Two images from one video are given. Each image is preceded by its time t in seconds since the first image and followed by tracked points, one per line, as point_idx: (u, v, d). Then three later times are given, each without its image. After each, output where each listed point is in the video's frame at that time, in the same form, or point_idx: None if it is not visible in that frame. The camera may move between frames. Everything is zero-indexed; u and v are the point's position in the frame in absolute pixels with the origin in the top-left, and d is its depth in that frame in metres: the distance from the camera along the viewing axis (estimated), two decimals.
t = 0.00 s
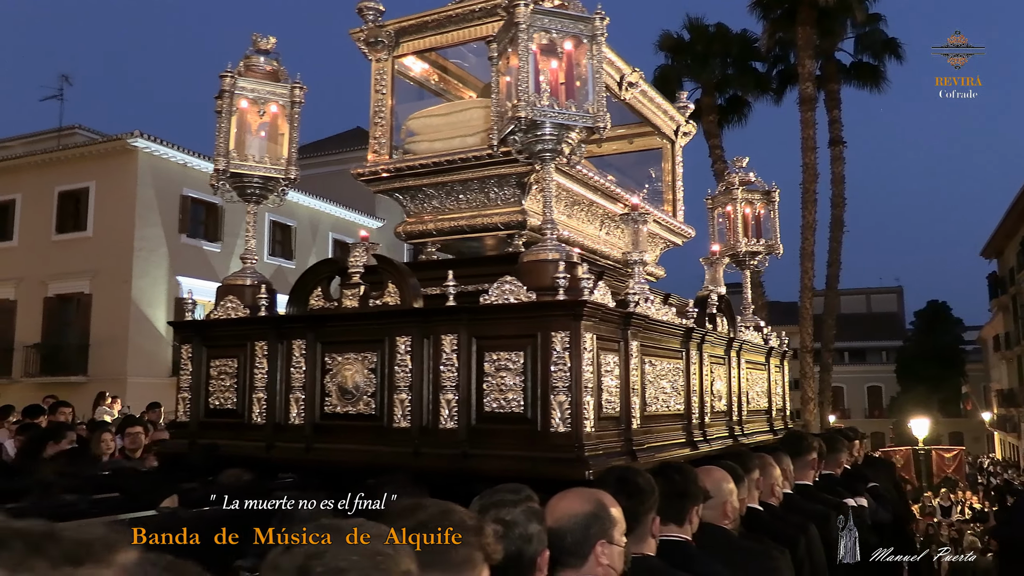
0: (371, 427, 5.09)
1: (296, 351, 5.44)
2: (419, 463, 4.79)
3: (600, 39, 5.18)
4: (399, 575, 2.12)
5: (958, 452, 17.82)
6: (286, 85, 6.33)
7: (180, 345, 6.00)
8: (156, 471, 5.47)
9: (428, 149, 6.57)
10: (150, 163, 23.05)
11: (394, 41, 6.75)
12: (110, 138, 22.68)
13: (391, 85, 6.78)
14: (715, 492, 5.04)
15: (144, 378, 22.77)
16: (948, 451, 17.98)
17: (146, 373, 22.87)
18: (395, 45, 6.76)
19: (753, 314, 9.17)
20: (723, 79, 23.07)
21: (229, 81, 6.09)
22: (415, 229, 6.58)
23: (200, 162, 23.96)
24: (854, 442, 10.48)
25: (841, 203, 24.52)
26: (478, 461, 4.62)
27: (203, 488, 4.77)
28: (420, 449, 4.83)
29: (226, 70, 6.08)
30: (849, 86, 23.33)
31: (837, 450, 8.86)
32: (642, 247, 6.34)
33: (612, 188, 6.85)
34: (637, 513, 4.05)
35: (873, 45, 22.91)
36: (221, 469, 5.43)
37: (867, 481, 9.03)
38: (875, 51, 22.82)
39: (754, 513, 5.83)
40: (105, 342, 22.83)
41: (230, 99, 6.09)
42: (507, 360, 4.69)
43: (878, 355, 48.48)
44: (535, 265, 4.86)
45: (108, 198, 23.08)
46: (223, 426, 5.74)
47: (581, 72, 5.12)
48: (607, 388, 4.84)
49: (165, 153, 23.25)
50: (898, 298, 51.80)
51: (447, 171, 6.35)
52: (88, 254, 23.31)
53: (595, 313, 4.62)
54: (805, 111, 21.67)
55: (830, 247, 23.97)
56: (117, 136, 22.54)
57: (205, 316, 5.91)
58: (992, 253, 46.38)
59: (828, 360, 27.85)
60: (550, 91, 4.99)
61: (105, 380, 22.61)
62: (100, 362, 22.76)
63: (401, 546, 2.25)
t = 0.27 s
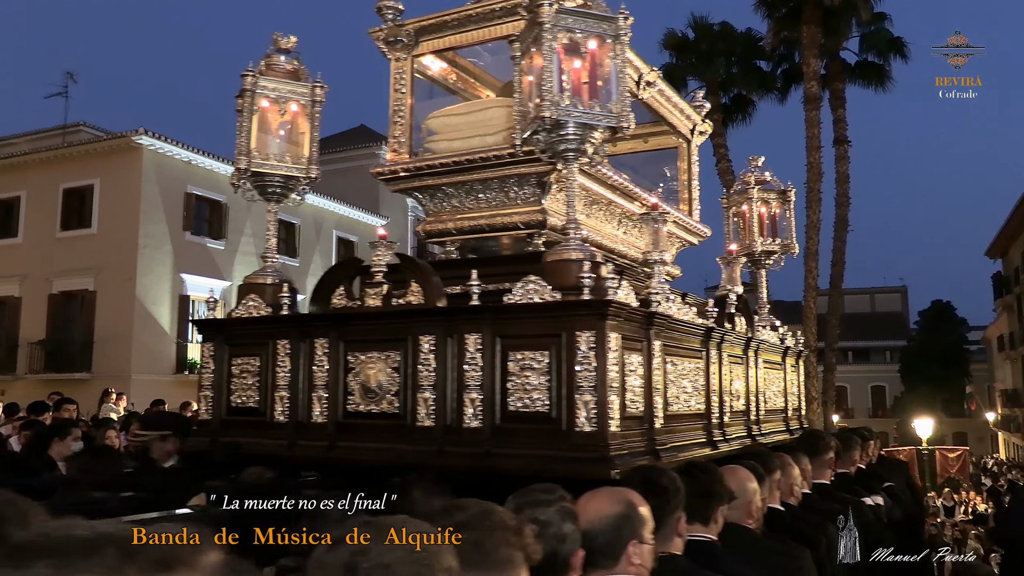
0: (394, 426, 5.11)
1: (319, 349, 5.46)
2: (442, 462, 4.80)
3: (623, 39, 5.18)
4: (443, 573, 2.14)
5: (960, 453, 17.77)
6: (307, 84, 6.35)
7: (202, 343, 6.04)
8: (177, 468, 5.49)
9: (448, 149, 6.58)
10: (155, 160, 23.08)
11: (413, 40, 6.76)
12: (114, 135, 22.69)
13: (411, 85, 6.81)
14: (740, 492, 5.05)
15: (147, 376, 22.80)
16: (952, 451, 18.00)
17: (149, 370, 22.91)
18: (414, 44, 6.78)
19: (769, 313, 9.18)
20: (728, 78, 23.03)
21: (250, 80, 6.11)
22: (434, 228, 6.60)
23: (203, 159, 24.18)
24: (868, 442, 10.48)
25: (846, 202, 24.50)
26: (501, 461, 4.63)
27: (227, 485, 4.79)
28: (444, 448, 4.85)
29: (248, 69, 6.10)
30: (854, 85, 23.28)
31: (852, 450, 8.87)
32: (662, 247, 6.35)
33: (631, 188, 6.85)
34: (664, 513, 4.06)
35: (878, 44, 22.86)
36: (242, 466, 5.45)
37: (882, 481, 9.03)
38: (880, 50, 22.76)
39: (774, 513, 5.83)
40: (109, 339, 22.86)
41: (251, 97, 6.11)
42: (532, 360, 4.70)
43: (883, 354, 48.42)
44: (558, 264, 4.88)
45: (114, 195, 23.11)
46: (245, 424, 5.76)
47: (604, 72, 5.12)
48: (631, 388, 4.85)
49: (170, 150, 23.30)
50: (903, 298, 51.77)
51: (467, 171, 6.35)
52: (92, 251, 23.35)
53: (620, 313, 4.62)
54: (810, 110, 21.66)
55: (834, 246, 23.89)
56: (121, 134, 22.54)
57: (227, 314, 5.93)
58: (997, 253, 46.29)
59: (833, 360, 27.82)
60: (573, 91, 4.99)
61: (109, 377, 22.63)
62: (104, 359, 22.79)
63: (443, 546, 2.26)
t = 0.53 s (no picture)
0: (418, 425, 5.12)
1: (342, 349, 5.46)
2: (467, 462, 4.79)
3: (649, 40, 5.18)
4: (492, 569, 2.15)
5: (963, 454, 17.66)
6: (328, 83, 6.35)
7: (223, 342, 6.05)
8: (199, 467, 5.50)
9: (469, 148, 6.57)
10: (158, 159, 23.10)
11: (434, 39, 6.77)
12: (118, 133, 22.71)
13: (431, 84, 6.82)
14: (764, 492, 5.04)
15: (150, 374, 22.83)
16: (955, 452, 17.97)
17: (153, 368, 22.93)
18: (435, 43, 6.78)
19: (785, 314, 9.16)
20: (731, 77, 22.95)
21: (273, 79, 6.12)
22: (454, 227, 6.60)
23: (206, 158, 24.25)
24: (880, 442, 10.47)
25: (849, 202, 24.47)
26: (527, 461, 4.62)
27: (252, 484, 4.78)
28: (468, 448, 4.85)
29: (270, 68, 6.11)
30: (858, 85, 23.23)
31: (867, 450, 8.85)
32: (683, 247, 6.35)
33: (650, 188, 6.83)
34: (692, 515, 4.05)
35: (882, 44, 22.79)
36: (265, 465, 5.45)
37: (897, 481, 9.02)
38: (884, 50, 22.72)
39: (795, 514, 5.82)
40: (112, 337, 22.90)
41: (273, 96, 6.12)
42: (558, 361, 4.70)
43: (885, 355, 48.35)
44: (584, 265, 4.87)
45: (118, 193, 23.12)
46: (267, 423, 5.77)
47: (630, 73, 5.11)
48: (657, 389, 4.85)
49: (174, 148, 23.34)
50: (906, 298, 51.74)
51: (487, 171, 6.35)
52: (96, 249, 23.37)
53: (647, 314, 4.62)
54: (813, 110, 21.62)
55: (837, 247, 23.88)
56: (125, 132, 22.56)
57: (248, 313, 5.94)
58: (1000, 253, 46.18)
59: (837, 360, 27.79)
60: (599, 92, 4.99)
61: (113, 375, 22.66)
62: (106, 357, 22.83)
63: (489, 538, 2.27)
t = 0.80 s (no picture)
0: (439, 426, 5.11)
1: (363, 349, 5.46)
2: (490, 463, 4.79)
3: (672, 41, 5.18)
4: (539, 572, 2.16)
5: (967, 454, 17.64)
6: (346, 83, 6.35)
7: (242, 342, 6.05)
8: (218, 468, 5.50)
9: (487, 148, 6.56)
10: (162, 159, 23.13)
11: (451, 40, 6.77)
12: (122, 133, 22.73)
13: (448, 84, 6.81)
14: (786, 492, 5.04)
15: (154, 374, 22.84)
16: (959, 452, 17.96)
17: (156, 368, 22.93)
18: (453, 44, 6.79)
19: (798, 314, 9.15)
20: (735, 76, 22.90)
21: (292, 79, 6.11)
22: (471, 228, 6.58)
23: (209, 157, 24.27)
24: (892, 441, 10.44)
25: (852, 202, 24.45)
26: (551, 462, 4.62)
27: (276, 485, 4.78)
28: (490, 449, 4.85)
29: (290, 68, 6.11)
30: (862, 84, 23.20)
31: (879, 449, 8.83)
32: (701, 248, 6.34)
33: (666, 187, 6.82)
34: (718, 517, 4.04)
35: (885, 44, 22.76)
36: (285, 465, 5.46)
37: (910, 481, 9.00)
38: (887, 49, 22.67)
39: (815, 514, 5.81)
40: (115, 337, 22.91)
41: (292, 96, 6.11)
42: (582, 362, 4.69)
43: (889, 354, 48.26)
44: (607, 266, 4.88)
45: (122, 193, 23.14)
46: (286, 423, 5.77)
47: (653, 74, 5.11)
48: (680, 390, 4.84)
49: (177, 148, 23.38)
50: (909, 298, 51.70)
51: (505, 171, 6.34)
52: (100, 249, 23.41)
53: (670, 316, 4.62)
54: (817, 109, 21.61)
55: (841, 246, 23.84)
56: (129, 132, 22.59)
57: (267, 313, 5.94)
58: (1004, 253, 46.09)
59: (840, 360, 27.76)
60: (622, 93, 4.99)
61: (117, 375, 22.66)
62: (109, 357, 22.84)
63: (535, 541, 2.27)
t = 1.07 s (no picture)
0: (452, 426, 5.14)
1: (375, 349, 5.48)
2: (503, 463, 4.81)
3: (685, 43, 5.19)
4: (572, 572, 2.17)
5: (975, 456, 17.63)
6: (358, 85, 6.37)
7: (254, 342, 6.07)
8: (230, 467, 5.53)
9: (498, 149, 6.57)
10: (168, 159, 23.19)
11: (463, 41, 6.78)
12: (129, 133, 22.79)
13: (459, 85, 6.83)
14: (797, 492, 5.05)
15: (159, 373, 22.89)
16: (966, 454, 17.96)
17: (161, 368, 22.98)
18: (463, 45, 6.80)
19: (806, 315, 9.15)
20: (740, 77, 22.89)
21: (304, 80, 6.14)
22: (481, 229, 6.59)
23: (216, 157, 24.30)
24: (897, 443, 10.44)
25: (859, 203, 24.40)
26: (563, 461, 4.64)
27: (291, 484, 4.80)
28: (503, 449, 4.86)
29: (302, 69, 6.13)
30: (868, 84, 23.15)
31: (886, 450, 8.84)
32: (712, 249, 6.34)
33: (675, 188, 6.83)
34: (733, 517, 4.05)
35: (892, 44, 22.70)
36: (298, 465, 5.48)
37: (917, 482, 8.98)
38: (894, 49, 22.63)
39: (825, 515, 5.81)
40: (122, 336, 22.98)
41: (305, 98, 6.14)
42: (595, 362, 4.71)
43: (895, 355, 48.15)
44: (620, 267, 4.90)
45: (128, 193, 23.20)
46: (298, 423, 5.80)
47: (665, 77, 5.13)
48: (692, 391, 4.85)
49: (184, 148, 23.44)
50: (915, 299, 51.61)
51: (516, 172, 6.35)
52: (106, 248, 23.49)
53: (683, 317, 4.62)
54: (823, 110, 21.59)
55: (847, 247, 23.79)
56: (135, 132, 22.67)
57: (280, 313, 5.97)
58: (1010, 254, 45.94)
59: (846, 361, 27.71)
60: (635, 95, 5.01)
61: (123, 374, 22.72)
62: (115, 357, 22.90)
63: (565, 540, 2.29)
